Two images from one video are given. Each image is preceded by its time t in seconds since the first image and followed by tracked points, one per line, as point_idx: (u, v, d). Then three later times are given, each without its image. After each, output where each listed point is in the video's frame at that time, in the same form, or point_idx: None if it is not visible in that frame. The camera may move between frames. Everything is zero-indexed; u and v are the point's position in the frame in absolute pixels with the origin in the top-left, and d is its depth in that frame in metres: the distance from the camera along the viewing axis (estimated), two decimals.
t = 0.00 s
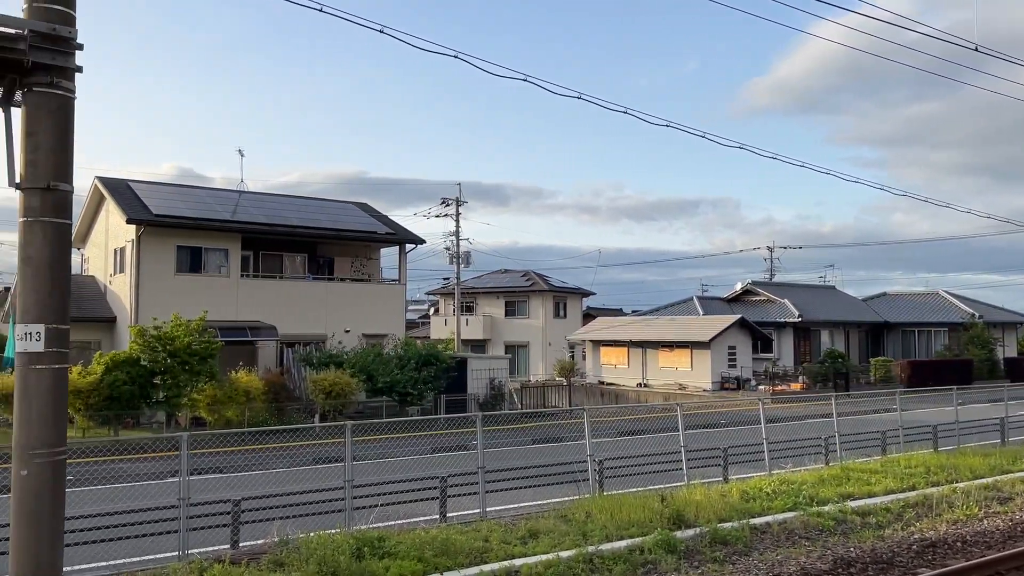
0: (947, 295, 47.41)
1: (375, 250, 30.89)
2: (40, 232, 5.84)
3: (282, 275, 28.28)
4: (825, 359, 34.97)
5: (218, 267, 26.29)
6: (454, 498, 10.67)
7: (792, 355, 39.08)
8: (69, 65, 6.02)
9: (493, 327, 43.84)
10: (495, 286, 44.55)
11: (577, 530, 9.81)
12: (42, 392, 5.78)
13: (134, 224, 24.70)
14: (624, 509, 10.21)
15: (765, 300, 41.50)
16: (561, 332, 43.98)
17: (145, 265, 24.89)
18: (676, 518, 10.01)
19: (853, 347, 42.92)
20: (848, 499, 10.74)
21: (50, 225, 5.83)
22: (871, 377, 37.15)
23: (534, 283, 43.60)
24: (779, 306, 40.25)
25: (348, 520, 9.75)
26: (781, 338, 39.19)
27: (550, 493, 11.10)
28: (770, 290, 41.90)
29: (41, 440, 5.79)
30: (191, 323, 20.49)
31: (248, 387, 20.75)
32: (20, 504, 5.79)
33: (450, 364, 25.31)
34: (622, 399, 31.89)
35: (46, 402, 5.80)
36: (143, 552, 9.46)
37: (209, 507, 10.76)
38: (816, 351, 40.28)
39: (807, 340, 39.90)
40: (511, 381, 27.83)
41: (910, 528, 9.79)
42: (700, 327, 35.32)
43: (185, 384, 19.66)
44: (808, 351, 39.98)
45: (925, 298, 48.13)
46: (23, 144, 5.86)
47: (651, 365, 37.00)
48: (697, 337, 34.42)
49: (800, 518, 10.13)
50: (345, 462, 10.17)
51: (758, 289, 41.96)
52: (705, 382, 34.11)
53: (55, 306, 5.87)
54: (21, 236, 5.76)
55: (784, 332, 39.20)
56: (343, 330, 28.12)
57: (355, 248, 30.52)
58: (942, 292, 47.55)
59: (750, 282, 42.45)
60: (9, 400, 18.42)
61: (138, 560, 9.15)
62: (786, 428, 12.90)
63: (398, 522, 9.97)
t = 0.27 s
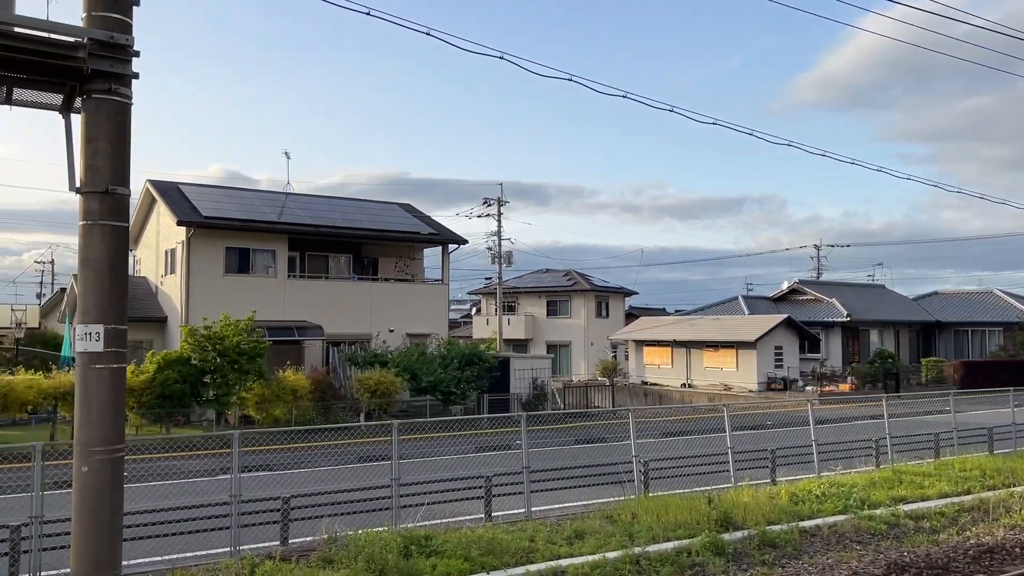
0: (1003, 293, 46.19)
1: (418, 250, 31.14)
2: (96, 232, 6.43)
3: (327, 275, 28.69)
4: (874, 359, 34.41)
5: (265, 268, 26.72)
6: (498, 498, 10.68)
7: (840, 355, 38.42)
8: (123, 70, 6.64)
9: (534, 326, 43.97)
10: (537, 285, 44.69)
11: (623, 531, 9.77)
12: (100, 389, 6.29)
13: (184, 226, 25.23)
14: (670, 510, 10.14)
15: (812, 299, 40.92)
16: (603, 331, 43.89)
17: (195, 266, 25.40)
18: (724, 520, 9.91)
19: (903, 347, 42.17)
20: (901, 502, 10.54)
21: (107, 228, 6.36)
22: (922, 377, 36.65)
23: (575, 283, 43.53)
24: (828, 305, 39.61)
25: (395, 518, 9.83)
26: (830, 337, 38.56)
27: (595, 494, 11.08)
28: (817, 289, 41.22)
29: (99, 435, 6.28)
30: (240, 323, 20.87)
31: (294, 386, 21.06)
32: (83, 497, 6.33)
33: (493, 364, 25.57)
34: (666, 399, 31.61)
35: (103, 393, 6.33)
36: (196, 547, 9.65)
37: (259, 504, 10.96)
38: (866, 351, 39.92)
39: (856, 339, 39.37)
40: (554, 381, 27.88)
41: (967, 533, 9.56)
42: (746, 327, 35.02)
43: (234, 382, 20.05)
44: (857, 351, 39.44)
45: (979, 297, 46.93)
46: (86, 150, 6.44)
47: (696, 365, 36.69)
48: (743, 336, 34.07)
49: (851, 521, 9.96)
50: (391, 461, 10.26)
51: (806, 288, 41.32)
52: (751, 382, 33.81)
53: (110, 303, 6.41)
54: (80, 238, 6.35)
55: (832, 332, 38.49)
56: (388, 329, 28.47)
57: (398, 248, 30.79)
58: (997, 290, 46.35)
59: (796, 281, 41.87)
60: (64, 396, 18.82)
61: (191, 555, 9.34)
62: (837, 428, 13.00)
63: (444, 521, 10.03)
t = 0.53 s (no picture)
0: None
1: (462, 250, 31.34)
2: (154, 233, 6.96)
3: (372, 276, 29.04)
4: (927, 360, 33.74)
5: (312, 268, 27.15)
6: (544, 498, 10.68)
7: (891, 355, 37.73)
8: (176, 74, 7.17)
9: (578, 326, 44.33)
10: (581, 285, 44.84)
11: (670, 532, 9.70)
12: (157, 388, 6.69)
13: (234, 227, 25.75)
14: (718, 512, 10.05)
15: (862, 298, 40.17)
16: (648, 331, 43.58)
17: (244, 267, 25.92)
18: (773, 522, 9.78)
19: (957, 347, 41.21)
20: (956, 506, 10.29)
21: (164, 229, 6.95)
22: (977, 377, 35.78)
23: (619, 283, 43.42)
24: (878, 304, 38.82)
25: (442, 517, 9.89)
26: (880, 337, 37.80)
27: (641, 495, 11.00)
28: (868, 288, 40.43)
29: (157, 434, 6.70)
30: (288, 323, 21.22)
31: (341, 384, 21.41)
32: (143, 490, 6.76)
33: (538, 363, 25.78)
34: (711, 400, 31.28)
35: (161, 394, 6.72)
36: (249, 543, 9.83)
37: (309, 501, 11.13)
38: (918, 351, 39.24)
39: (907, 339, 38.70)
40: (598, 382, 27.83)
41: None
42: (794, 327, 34.56)
43: (283, 381, 20.50)
44: (908, 351, 38.77)
45: None
46: (143, 153, 6.99)
47: (742, 365, 36.26)
48: (790, 336, 33.61)
49: (904, 525, 9.76)
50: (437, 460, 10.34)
51: (856, 287, 40.56)
52: (799, 382, 33.30)
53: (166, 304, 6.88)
54: (139, 238, 6.91)
55: (883, 332, 37.83)
56: (433, 329, 28.68)
57: (443, 249, 31.02)
58: None
59: (845, 280, 41.16)
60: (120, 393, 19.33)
61: (244, 551, 9.51)
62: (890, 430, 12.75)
63: (491, 521, 10.07)
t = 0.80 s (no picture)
0: None
1: (506, 250, 31.51)
2: (208, 235, 7.37)
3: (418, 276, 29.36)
4: (983, 360, 32.92)
5: (359, 269, 27.59)
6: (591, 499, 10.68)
7: (945, 356, 36.93)
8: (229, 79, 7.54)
9: (622, 326, 44.11)
10: (626, 285, 44.60)
11: (720, 534, 9.61)
12: (213, 385, 7.14)
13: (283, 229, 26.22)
14: (769, 514, 9.93)
15: (915, 297, 39.32)
16: (693, 331, 43.31)
17: (293, 268, 26.42)
18: (825, 526, 9.61)
19: (1015, 346, 40.14)
20: (1015, 511, 10.01)
21: (219, 230, 7.40)
22: None
23: (664, 282, 43.13)
24: (932, 303, 37.96)
25: (489, 516, 9.93)
26: (934, 337, 37.07)
27: (689, 497, 10.93)
28: (921, 287, 39.58)
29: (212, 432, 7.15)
30: (336, 323, 21.50)
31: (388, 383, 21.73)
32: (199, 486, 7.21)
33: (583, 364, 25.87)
34: (760, 401, 30.92)
35: (217, 393, 7.18)
36: (300, 539, 9.98)
37: (358, 499, 11.27)
38: (974, 351, 38.30)
39: (961, 339, 37.87)
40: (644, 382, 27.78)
41: None
42: (844, 327, 33.97)
43: (331, 380, 20.79)
44: (963, 351, 37.90)
45: None
46: (198, 157, 7.42)
47: (791, 366, 35.75)
48: (841, 337, 33.07)
49: (961, 530, 9.53)
50: (484, 459, 10.40)
51: (908, 286, 39.71)
52: (850, 384, 32.71)
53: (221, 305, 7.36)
54: (194, 240, 7.33)
55: (937, 332, 37.03)
56: (478, 328, 28.93)
57: (487, 249, 31.23)
58: None
59: (897, 278, 40.35)
60: (174, 392, 19.80)
61: (295, 547, 9.67)
62: (947, 433, 12.46)
63: (538, 521, 10.09)
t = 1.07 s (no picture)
0: None
1: (551, 250, 31.57)
2: (263, 236, 7.58)
3: (464, 276, 29.58)
4: None
5: (407, 269, 27.87)
6: (639, 500, 10.63)
7: (1005, 357, 35.87)
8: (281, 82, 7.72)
9: (669, 326, 43.77)
10: (673, 284, 44.28)
11: (771, 536, 9.48)
12: (267, 384, 7.34)
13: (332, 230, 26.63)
14: (821, 517, 9.75)
15: (973, 296, 38.28)
16: (742, 331, 42.76)
17: (342, 269, 26.83)
18: (880, 530, 9.42)
19: None
20: None
21: (273, 232, 7.58)
22: None
23: (712, 282, 42.72)
24: (992, 303, 36.91)
25: (537, 516, 9.94)
26: (993, 338, 36.11)
27: (740, 499, 10.83)
28: (979, 286, 38.52)
29: (267, 431, 7.33)
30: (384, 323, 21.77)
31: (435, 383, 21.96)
32: (253, 484, 7.41)
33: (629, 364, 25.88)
34: (811, 402, 30.40)
35: (271, 392, 7.39)
36: (351, 536, 10.11)
37: (407, 498, 11.36)
38: None
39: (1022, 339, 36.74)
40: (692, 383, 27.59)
41: None
42: (899, 327, 33.24)
43: (380, 380, 20.95)
44: None
45: None
46: (252, 159, 7.61)
47: (843, 367, 35.10)
48: (895, 337, 32.38)
49: None
50: (532, 458, 10.43)
51: (966, 285, 38.68)
52: (905, 385, 31.99)
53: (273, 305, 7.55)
54: (249, 241, 7.54)
55: (996, 332, 36.00)
56: (524, 328, 29.03)
57: (533, 250, 31.31)
58: None
59: (954, 277, 39.33)
60: (227, 390, 20.24)
61: (346, 544, 9.80)
62: (1011, 436, 12.15)
63: (586, 521, 10.07)
